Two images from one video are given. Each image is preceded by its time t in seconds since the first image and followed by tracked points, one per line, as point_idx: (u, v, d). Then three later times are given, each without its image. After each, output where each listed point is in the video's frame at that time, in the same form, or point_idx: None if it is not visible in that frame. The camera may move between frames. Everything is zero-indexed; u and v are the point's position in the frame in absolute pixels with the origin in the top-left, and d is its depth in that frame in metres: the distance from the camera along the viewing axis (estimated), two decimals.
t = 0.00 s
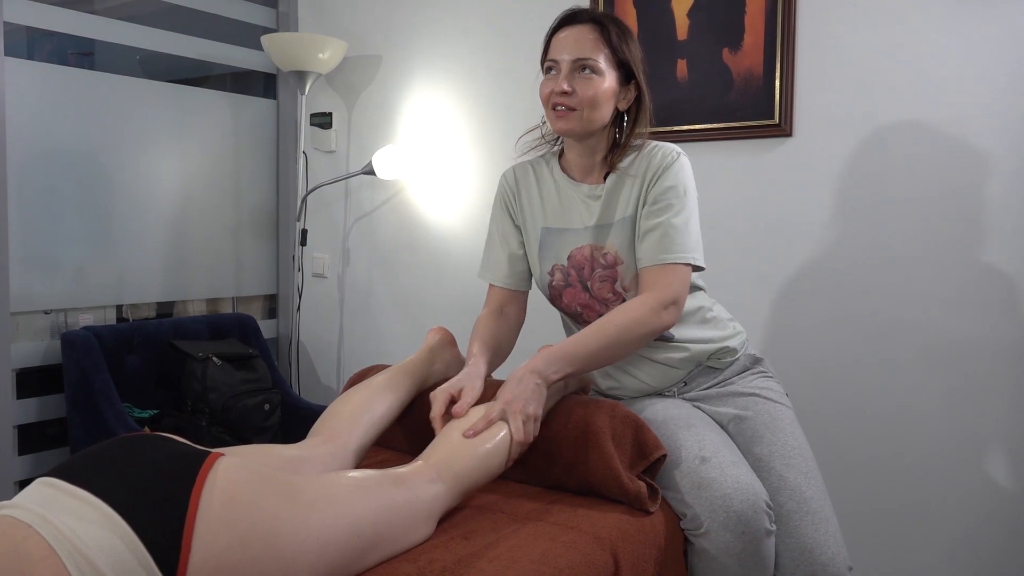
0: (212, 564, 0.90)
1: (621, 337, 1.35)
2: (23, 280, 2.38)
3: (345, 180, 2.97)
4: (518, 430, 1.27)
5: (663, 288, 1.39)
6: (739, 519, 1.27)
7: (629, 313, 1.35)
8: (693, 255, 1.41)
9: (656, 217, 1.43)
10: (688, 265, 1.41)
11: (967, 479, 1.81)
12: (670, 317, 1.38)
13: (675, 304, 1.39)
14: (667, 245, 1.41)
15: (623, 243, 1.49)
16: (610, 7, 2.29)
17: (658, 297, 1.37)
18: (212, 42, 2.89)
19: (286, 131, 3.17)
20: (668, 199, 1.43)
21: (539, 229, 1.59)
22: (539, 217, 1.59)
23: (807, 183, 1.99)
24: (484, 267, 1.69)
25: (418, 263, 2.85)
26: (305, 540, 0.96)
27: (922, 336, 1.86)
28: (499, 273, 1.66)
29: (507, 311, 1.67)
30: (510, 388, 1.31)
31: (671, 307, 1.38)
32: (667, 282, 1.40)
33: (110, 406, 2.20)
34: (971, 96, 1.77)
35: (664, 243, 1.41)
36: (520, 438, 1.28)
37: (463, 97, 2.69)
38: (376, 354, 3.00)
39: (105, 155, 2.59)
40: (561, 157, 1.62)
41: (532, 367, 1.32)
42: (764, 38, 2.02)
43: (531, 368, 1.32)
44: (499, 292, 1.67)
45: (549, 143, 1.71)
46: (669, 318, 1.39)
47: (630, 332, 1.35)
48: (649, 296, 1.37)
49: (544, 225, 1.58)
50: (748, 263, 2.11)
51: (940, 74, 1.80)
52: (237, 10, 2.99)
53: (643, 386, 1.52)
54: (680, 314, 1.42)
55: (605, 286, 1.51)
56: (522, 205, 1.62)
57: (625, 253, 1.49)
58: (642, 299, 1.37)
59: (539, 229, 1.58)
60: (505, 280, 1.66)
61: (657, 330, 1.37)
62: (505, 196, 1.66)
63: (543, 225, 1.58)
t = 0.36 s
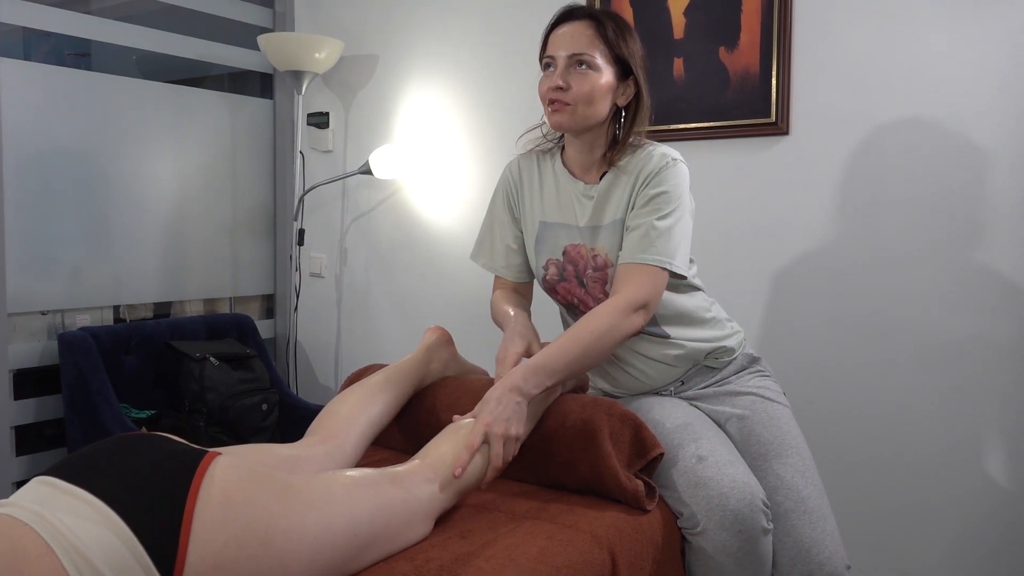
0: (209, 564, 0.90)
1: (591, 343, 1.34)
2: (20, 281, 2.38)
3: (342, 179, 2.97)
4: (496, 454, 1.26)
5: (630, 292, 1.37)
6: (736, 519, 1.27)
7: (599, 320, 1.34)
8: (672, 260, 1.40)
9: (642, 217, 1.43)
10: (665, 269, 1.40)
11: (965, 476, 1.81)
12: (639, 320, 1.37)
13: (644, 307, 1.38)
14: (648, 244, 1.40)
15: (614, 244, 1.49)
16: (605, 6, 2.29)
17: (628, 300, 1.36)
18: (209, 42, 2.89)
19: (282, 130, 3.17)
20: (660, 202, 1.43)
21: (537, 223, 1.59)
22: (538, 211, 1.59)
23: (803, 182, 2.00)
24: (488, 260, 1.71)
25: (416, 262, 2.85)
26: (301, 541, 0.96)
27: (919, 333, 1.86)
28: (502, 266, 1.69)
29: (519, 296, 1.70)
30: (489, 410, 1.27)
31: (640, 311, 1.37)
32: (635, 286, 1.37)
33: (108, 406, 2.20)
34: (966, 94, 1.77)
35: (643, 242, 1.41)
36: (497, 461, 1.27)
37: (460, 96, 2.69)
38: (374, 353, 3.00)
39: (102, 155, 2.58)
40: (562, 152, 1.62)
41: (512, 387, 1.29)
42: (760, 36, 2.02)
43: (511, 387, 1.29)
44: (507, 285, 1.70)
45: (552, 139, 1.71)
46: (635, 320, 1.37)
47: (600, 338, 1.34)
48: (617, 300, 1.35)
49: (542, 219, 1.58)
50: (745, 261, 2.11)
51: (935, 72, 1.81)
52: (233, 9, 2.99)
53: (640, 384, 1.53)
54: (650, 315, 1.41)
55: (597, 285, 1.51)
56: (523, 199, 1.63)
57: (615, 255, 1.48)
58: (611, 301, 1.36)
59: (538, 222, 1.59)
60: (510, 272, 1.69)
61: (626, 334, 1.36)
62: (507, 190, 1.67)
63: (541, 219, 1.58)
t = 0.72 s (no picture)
0: (210, 562, 0.90)
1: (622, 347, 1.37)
2: (20, 280, 2.38)
3: (341, 177, 2.97)
4: (522, 437, 1.27)
5: (661, 295, 1.41)
6: (735, 515, 1.27)
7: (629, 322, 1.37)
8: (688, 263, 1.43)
9: (658, 222, 1.44)
10: (684, 274, 1.43)
11: (963, 472, 1.82)
12: (665, 326, 1.41)
13: (671, 313, 1.42)
14: (665, 250, 1.42)
15: (620, 242, 1.49)
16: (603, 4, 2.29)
17: (656, 307, 1.40)
18: (208, 41, 2.89)
19: (281, 128, 3.17)
20: (674, 205, 1.44)
21: (543, 214, 1.59)
22: (544, 202, 1.59)
23: (804, 179, 2.00)
24: (495, 247, 1.69)
25: (415, 260, 2.85)
26: (301, 539, 0.96)
27: (918, 330, 1.86)
28: (509, 254, 1.67)
29: (524, 288, 1.68)
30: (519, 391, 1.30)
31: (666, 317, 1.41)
32: (667, 290, 1.42)
33: (107, 405, 2.20)
34: (965, 91, 1.78)
35: (661, 249, 1.42)
36: (521, 445, 1.27)
37: (458, 94, 2.69)
38: (373, 352, 3.00)
39: (100, 154, 2.58)
40: (569, 145, 1.62)
41: (544, 377, 1.33)
42: (759, 33, 2.02)
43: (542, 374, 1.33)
44: (513, 272, 1.68)
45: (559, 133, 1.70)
46: (665, 327, 1.42)
47: (631, 341, 1.37)
48: (652, 303, 1.40)
49: (548, 210, 1.58)
50: (744, 258, 2.11)
51: (935, 69, 1.81)
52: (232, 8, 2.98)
53: (641, 380, 1.53)
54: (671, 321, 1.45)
55: (602, 281, 1.52)
56: (530, 190, 1.63)
57: (622, 253, 1.49)
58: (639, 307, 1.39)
59: (544, 214, 1.59)
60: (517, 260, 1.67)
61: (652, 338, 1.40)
62: (517, 181, 1.68)
63: (548, 211, 1.58)
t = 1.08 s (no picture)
0: (209, 561, 0.90)
1: (675, 326, 1.40)
2: (18, 279, 2.38)
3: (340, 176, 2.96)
4: (551, 405, 1.32)
5: (703, 291, 1.44)
6: (734, 512, 1.27)
7: (681, 306, 1.41)
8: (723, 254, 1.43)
9: (681, 219, 1.44)
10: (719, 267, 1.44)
11: (962, 469, 1.82)
12: (710, 320, 1.44)
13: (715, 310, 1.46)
14: (695, 246, 1.43)
15: (632, 238, 1.49)
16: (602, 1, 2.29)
17: (706, 300, 1.43)
18: (207, 39, 2.88)
19: (280, 126, 3.16)
20: (692, 199, 1.44)
21: (548, 213, 1.59)
22: (548, 201, 1.58)
23: (803, 177, 1.99)
24: (496, 245, 1.68)
25: (414, 259, 2.85)
26: (300, 537, 0.96)
27: (917, 327, 1.87)
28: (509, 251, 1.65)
29: (516, 287, 1.64)
30: (547, 360, 1.33)
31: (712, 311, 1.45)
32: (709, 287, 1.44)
33: (106, 404, 2.19)
34: (964, 88, 1.78)
35: (692, 246, 1.43)
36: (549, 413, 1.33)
37: (457, 92, 2.68)
38: (372, 350, 3.00)
39: (99, 152, 2.58)
40: (571, 144, 1.61)
41: (575, 348, 1.35)
42: (758, 30, 2.02)
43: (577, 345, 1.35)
44: (508, 269, 1.65)
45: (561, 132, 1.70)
46: (707, 323, 1.44)
47: (682, 324, 1.40)
48: (697, 297, 1.43)
49: (553, 209, 1.57)
50: (743, 256, 2.11)
51: (935, 67, 1.81)
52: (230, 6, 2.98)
53: (641, 378, 1.53)
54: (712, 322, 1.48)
55: (610, 279, 1.52)
56: (532, 189, 1.62)
57: (633, 249, 1.49)
58: (690, 295, 1.43)
59: (549, 213, 1.58)
60: (515, 255, 1.65)
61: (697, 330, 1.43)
62: (518, 180, 1.66)
63: (552, 210, 1.58)
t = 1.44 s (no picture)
0: (210, 561, 0.89)
1: (657, 328, 1.38)
2: (19, 278, 2.38)
3: (340, 175, 2.96)
4: (539, 418, 1.34)
5: (691, 290, 1.42)
6: (736, 513, 1.27)
7: (664, 307, 1.39)
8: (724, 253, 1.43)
9: (682, 218, 1.44)
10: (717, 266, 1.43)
11: (963, 469, 1.82)
12: (697, 320, 1.42)
13: (704, 308, 1.43)
14: (695, 245, 1.42)
15: (639, 240, 1.49)
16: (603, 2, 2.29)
17: (689, 300, 1.41)
18: (207, 38, 2.88)
19: (280, 126, 3.16)
20: (692, 198, 1.43)
21: (552, 221, 1.58)
22: (551, 209, 1.58)
23: (805, 177, 1.99)
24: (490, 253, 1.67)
25: (414, 258, 2.84)
26: (301, 537, 0.96)
27: (918, 327, 1.86)
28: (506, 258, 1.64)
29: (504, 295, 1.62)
30: (530, 374, 1.34)
31: (699, 311, 1.42)
32: (698, 286, 1.43)
33: (106, 403, 2.19)
34: (965, 88, 1.77)
35: (693, 245, 1.42)
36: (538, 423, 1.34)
37: (458, 92, 2.68)
38: (372, 350, 3.00)
39: (99, 151, 2.57)
40: (572, 148, 1.62)
41: (558, 357, 1.35)
42: (759, 30, 2.02)
43: (559, 354, 1.36)
44: (498, 276, 1.63)
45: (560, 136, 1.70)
46: (695, 323, 1.42)
47: (665, 326, 1.38)
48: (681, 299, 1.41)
49: (557, 217, 1.57)
50: (744, 256, 2.11)
51: (936, 67, 1.80)
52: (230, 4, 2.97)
53: (642, 378, 1.52)
54: (702, 320, 1.46)
55: (616, 282, 1.52)
56: (533, 197, 1.61)
57: (640, 250, 1.49)
58: (675, 296, 1.41)
59: (553, 220, 1.58)
60: (509, 262, 1.64)
61: (683, 331, 1.41)
62: (515, 187, 1.65)
63: (556, 217, 1.57)
